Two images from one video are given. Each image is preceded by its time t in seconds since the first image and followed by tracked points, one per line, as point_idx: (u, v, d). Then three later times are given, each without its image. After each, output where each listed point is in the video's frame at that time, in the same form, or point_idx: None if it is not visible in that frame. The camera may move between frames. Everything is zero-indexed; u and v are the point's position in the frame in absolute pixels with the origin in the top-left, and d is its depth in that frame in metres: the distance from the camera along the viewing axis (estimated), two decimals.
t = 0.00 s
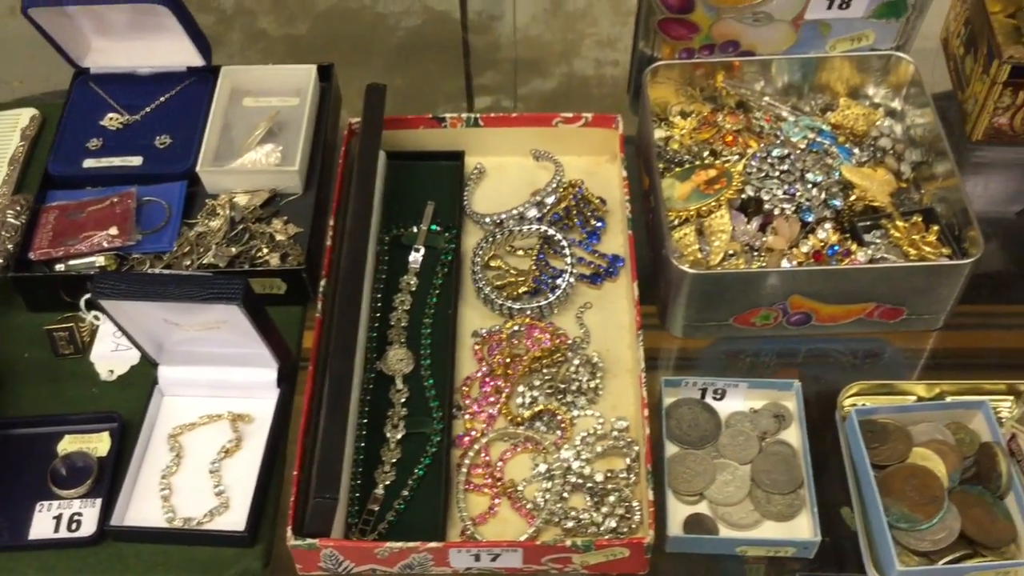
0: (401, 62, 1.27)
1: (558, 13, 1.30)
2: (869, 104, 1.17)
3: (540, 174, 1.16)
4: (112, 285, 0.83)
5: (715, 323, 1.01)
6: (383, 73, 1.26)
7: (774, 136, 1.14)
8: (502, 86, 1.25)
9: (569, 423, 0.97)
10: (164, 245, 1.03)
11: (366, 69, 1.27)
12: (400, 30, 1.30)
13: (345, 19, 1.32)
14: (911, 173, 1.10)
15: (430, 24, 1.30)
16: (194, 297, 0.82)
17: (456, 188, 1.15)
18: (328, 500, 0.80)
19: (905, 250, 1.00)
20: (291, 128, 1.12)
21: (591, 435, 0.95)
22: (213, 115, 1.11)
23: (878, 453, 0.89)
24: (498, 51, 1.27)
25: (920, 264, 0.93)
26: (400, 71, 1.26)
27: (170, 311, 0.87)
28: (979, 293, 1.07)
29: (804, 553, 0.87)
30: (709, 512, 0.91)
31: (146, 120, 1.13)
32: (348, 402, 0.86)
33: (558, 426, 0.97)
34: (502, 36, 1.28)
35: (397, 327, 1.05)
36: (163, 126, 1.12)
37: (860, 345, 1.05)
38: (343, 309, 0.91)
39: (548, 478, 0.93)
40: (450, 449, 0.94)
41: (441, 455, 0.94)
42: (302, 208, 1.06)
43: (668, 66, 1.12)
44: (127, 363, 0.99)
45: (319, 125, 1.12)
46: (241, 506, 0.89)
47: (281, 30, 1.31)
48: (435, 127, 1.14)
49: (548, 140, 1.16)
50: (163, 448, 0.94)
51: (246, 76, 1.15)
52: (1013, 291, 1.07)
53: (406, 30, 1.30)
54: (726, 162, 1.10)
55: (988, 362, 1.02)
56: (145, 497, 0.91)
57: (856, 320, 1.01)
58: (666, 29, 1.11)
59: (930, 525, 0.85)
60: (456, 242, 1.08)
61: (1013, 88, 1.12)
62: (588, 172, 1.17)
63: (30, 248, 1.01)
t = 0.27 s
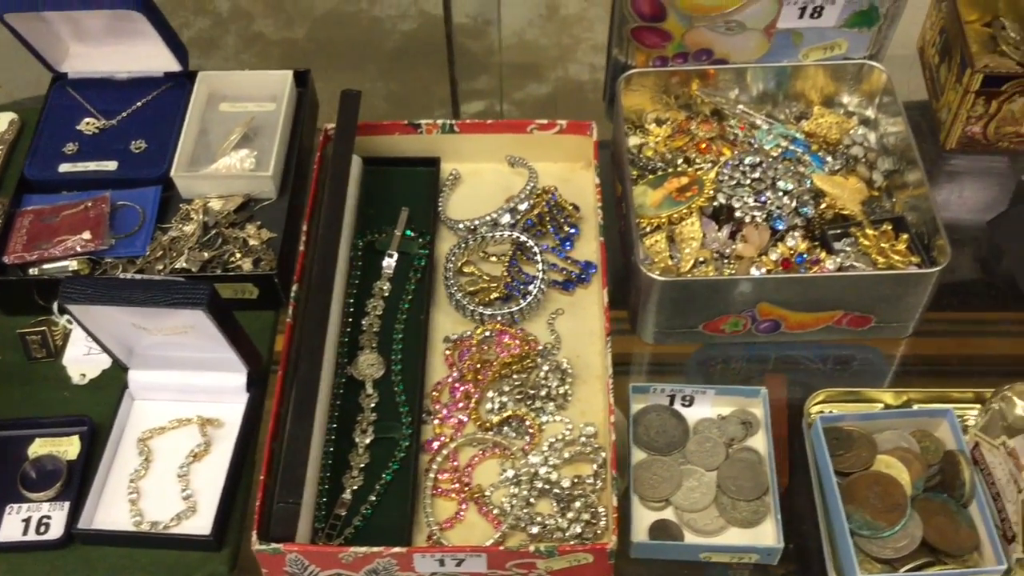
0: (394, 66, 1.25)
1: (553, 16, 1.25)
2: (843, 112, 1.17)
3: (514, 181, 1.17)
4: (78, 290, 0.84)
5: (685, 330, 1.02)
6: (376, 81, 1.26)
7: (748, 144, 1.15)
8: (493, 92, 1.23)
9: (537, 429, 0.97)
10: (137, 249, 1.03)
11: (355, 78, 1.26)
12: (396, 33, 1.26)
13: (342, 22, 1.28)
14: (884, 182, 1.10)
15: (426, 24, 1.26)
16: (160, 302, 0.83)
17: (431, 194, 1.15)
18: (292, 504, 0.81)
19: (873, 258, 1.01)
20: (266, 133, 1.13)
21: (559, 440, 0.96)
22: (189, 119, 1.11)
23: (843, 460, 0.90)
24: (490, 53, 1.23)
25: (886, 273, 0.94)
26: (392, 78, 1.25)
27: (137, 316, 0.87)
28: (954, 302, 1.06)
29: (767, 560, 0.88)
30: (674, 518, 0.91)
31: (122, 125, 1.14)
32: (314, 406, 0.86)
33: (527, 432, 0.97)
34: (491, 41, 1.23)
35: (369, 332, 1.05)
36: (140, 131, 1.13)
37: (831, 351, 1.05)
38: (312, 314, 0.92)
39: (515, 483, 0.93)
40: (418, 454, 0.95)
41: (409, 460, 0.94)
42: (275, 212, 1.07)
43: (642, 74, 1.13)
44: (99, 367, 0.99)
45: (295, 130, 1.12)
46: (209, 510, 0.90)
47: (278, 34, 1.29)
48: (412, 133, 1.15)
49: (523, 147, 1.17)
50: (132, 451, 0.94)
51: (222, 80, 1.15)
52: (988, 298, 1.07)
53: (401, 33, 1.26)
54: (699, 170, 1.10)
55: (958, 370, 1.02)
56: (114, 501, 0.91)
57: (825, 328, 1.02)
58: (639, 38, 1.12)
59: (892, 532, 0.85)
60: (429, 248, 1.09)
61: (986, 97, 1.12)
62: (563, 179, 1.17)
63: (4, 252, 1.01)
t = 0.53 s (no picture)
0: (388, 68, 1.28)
1: (552, 16, 1.27)
2: (820, 114, 1.17)
3: (492, 181, 1.18)
4: (48, 289, 0.84)
5: (658, 331, 1.02)
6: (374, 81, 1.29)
7: (724, 145, 1.15)
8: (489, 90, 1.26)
9: (509, 429, 0.97)
10: (113, 248, 1.04)
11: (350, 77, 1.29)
12: (392, 33, 1.29)
13: (340, 23, 1.31)
14: (859, 184, 1.10)
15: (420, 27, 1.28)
16: (128, 301, 0.83)
17: (409, 194, 1.15)
18: (258, 503, 0.81)
19: (846, 259, 1.01)
20: (243, 132, 1.13)
21: (531, 440, 0.96)
22: (167, 119, 1.11)
23: (811, 461, 0.90)
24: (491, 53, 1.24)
25: (857, 275, 0.94)
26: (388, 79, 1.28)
27: (108, 314, 0.87)
28: (927, 304, 1.07)
29: (735, 560, 0.88)
30: (643, 518, 0.92)
31: (100, 124, 1.14)
32: (283, 405, 0.86)
33: (498, 431, 0.97)
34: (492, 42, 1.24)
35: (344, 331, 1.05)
36: (118, 130, 1.14)
37: (804, 353, 1.05)
38: (284, 313, 0.92)
39: (486, 483, 0.94)
40: (390, 453, 0.95)
41: (381, 459, 0.94)
42: (251, 212, 1.07)
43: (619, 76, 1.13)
44: (73, 365, 1.00)
45: (272, 130, 1.12)
46: (179, 508, 0.90)
47: (277, 34, 1.31)
48: (389, 133, 1.15)
49: (501, 147, 1.17)
50: (104, 449, 0.95)
51: (201, 80, 1.16)
52: (960, 300, 1.07)
53: (398, 34, 1.29)
54: (674, 172, 1.11)
55: (930, 372, 1.03)
56: (85, 498, 0.91)
57: (797, 329, 1.02)
58: (616, 39, 1.12)
59: (859, 533, 0.85)
60: (405, 248, 1.09)
61: (962, 99, 1.12)
62: (541, 179, 1.18)
63: None
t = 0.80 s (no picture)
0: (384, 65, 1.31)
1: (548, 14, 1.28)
2: (800, 113, 1.17)
3: (471, 179, 1.18)
4: (17, 285, 0.84)
5: (633, 329, 1.02)
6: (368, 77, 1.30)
7: (703, 144, 1.15)
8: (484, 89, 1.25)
9: (483, 426, 0.97)
10: (89, 245, 1.04)
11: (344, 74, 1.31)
12: (387, 31, 1.33)
13: (340, 21, 1.35)
14: (837, 182, 1.10)
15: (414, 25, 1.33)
16: (97, 298, 0.83)
17: (387, 192, 1.15)
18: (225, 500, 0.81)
19: (821, 258, 1.01)
20: (221, 130, 1.13)
21: (505, 438, 0.96)
22: (145, 116, 1.12)
23: (783, 459, 0.90)
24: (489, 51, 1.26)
25: (830, 273, 0.94)
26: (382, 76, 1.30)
27: (79, 311, 0.87)
28: (903, 305, 1.07)
29: (706, 557, 0.88)
30: (616, 516, 0.92)
31: (78, 121, 1.14)
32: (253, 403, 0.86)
33: (472, 429, 0.97)
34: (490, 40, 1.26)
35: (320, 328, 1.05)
36: (96, 127, 1.14)
37: (781, 351, 1.05)
38: (256, 311, 0.92)
39: (459, 480, 0.93)
40: (364, 450, 0.95)
41: (353, 457, 0.94)
42: (227, 209, 1.07)
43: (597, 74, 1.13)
44: (48, 361, 1.00)
45: (250, 128, 1.13)
46: (151, 505, 0.90)
47: (274, 31, 1.35)
48: (369, 131, 1.15)
49: (480, 146, 1.17)
50: (77, 446, 0.95)
51: (180, 78, 1.16)
52: (936, 299, 1.07)
53: (393, 32, 1.33)
54: (652, 170, 1.11)
55: (906, 371, 1.02)
56: (57, 495, 0.91)
57: (773, 327, 1.02)
58: (593, 37, 1.12)
59: (829, 532, 0.85)
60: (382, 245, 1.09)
61: (941, 97, 1.11)
62: (520, 177, 1.17)
63: None
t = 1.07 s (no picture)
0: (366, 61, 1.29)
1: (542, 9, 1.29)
2: (777, 108, 1.17)
3: (448, 175, 1.17)
4: None
5: (606, 325, 1.02)
6: (348, 71, 1.29)
7: (680, 139, 1.15)
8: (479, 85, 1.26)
9: (456, 422, 0.97)
10: (63, 240, 1.04)
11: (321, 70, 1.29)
12: (381, 28, 1.31)
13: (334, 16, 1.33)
14: (814, 177, 1.10)
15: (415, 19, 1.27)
16: (64, 293, 0.83)
17: (365, 187, 1.15)
18: (192, 496, 0.80)
19: (795, 253, 1.02)
20: (197, 125, 1.13)
21: (477, 433, 0.96)
22: (121, 111, 1.11)
23: (754, 454, 0.90)
24: (482, 49, 1.27)
25: (802, 268, 0.94)
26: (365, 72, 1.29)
27: (48, 307, 0.87)
28: (877, 294, 1.08)
29: (676, 553, 0.88)
30: (587, 512, 0.92)
31: (54, 116, 1.14)
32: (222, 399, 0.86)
33: (445, 424, 0.97)
34: (482, 35, 1.27)
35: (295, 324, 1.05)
36: (72, 122, 1.14)
37: (755, 346, 1.05)
38: (226, 306, 0.92)
39: (430, 476, 0.93)
40: (336, 445, 0.95)
41: (325, 453, 0.94)
42: (202, 205, 1.07)
43: (574, 69, 1.12)
44: (21, 356, 0.98)
45: (227, 123, 1.12)
46: (121, 501, 0.90)
47: (268, 28, 1.34)
48: (345, 126, 1.15)
49: (457, 141, 1.17)
50: (49, 442, 0.95)
51: (156, 73, 1.16)
52: (910, 295, 1.08)
53: (387, 29, 1.31)
54: (628, 165, 1.11)
55: (879, 366, 1.03)
56: (27, 490, 0.91)
57: (746, 322, 1.02)
58: (569, 32, 1.12)
59: (798, 527, 0.85)
60: (358, 241, 1.08)
61: (918, 92, 1.11)
62: (497, 172, 1.17)
63: None
